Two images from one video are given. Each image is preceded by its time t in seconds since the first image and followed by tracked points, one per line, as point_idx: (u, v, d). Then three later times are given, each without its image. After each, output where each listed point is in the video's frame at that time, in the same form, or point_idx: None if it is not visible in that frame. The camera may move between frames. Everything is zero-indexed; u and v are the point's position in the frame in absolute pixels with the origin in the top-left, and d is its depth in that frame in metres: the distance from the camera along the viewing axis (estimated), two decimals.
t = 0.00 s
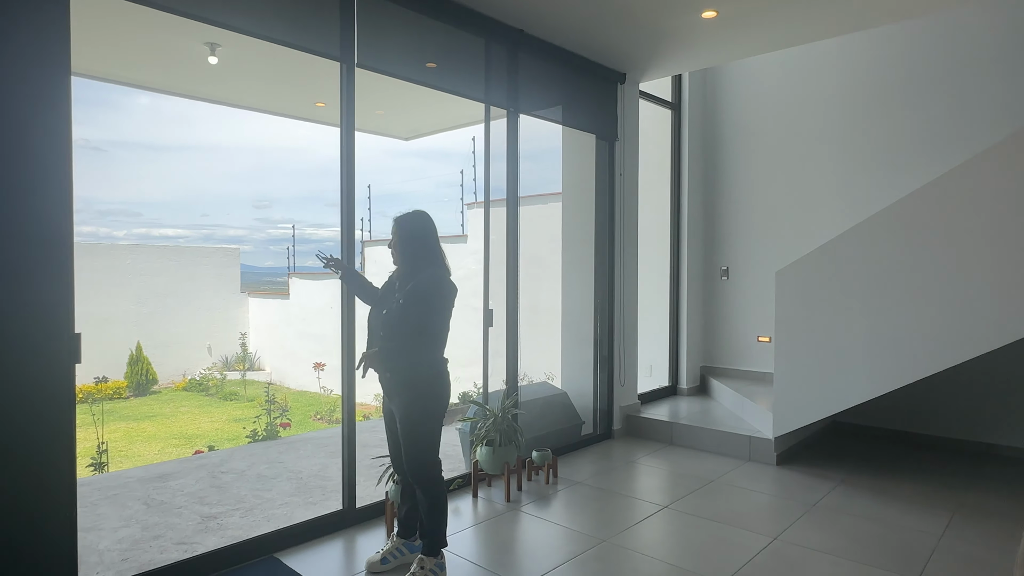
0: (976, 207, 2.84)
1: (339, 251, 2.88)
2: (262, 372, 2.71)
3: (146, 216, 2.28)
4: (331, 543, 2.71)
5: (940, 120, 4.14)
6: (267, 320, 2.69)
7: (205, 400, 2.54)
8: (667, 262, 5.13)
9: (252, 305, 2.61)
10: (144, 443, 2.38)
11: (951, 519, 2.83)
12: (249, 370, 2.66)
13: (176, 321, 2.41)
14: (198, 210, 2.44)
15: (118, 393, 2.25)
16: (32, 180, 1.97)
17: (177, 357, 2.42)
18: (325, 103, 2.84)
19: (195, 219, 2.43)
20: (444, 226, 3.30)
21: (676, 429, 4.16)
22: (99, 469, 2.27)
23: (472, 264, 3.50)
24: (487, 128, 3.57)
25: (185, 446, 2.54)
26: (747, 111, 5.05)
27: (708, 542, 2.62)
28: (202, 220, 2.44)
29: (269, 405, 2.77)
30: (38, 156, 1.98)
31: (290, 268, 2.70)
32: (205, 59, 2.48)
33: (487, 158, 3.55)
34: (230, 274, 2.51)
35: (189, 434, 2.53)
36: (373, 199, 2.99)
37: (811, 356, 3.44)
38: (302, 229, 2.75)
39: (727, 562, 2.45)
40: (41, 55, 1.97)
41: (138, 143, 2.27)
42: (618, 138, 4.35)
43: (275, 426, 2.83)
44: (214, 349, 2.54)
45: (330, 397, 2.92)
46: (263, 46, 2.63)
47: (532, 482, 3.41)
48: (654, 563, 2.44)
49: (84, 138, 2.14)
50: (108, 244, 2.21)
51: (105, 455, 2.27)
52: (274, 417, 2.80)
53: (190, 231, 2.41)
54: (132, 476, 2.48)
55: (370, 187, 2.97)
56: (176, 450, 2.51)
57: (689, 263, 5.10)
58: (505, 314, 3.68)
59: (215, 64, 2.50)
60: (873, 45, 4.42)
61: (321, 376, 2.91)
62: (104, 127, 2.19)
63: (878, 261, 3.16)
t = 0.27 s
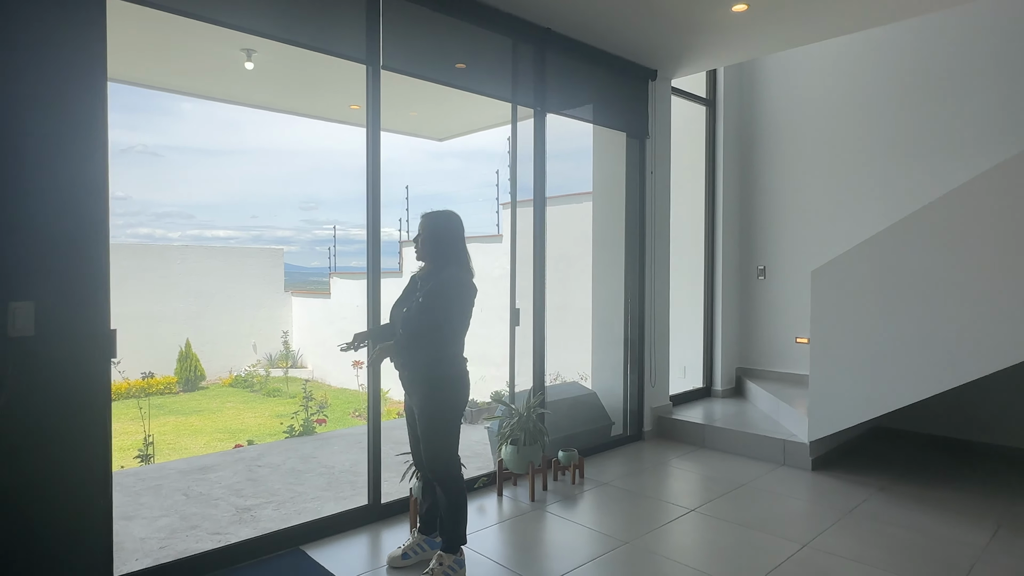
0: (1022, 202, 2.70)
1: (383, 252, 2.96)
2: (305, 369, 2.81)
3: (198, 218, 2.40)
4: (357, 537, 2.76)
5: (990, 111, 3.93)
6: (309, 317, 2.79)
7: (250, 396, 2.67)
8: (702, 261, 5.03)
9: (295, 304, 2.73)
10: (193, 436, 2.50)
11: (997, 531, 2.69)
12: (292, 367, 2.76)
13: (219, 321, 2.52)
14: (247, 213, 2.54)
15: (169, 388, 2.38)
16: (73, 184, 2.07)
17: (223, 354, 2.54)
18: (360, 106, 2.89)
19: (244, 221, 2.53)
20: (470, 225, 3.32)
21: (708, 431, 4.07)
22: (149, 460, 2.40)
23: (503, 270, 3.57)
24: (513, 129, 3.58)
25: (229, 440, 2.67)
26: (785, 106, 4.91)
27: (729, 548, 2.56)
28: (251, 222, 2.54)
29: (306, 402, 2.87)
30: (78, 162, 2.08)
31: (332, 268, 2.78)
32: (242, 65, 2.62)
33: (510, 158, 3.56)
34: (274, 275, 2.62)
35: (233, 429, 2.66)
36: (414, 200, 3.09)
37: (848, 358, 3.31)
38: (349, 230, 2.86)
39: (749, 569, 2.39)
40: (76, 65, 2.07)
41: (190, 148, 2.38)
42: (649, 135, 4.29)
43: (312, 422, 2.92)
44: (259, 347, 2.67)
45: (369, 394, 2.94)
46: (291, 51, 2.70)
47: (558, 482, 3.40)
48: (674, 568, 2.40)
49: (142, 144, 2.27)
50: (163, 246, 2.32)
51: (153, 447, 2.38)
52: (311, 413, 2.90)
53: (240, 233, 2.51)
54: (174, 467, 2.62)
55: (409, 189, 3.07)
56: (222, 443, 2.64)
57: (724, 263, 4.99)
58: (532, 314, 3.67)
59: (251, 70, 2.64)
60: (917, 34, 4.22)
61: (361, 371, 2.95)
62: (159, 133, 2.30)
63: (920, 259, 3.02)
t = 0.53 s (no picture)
0: None
1: (421, 252, 3.08)
2: (345, 367, 2.92)
3: (247, 219, 2.56)
4: (381, 532, 2.82)
5: None
6: (350, 314, 2.88)
7: (291, 392, 2.81)
8: (736, 261, 4.92)
9: (335, 303, 2.83)
10: (234, 431, 2.64)
11: None
12: (332, 364, 2.88)
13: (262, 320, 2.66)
14: (294, 214, 2.70)
15: (216, 383, 2.52)
16: (110, 188, 2.16)
17: (268, 353, 2.68)
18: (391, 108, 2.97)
19: (291, 223, 2.69)
20: (495, 225, 3.33)
21: (740, 434, 3.99)
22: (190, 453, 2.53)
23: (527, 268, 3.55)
24: (539, 130, 3.57)
25: (270, 434, 2.81)
26: (820, 99, 4.76)
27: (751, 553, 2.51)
28: (297, 223, 2.70)
29: (341, 399, 2.96)
30: (115, 168, 2.17)
31: (371, 268, 2.92)
32: (277, 69, 2.72)
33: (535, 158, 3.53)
34: (316, 275, 2.76)
35: (274, 424, 2.80)
36: (450, 200, 3.17)
37: (885, 360, 3.19)
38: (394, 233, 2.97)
39: None
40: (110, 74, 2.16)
41: (239, 152, 2.55)
42: (679, 132, 4.22)
43: (345, 418, 3.01)
44: (300, 346, 2.79)
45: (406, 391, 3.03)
46: (318, 55, 2.77)
47: (583, 482, 3.39)
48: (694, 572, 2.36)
49: (195, 149, 2.42)
50: (215, 246, 2.47)
51: (195, 440, 2.51)
52: (345, 410, 2.98)
53: (287, 234, 2.67)
54: (212, 459, 2.81)
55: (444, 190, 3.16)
56: (263, 437, 2.79)
57: (759, 262, 4.88)
58: (558, 314, 3.66)
59: (285, 74, 2.74)
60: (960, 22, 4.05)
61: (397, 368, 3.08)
62: (213, 139, 2.48)
63: (961, 257, 2.89)
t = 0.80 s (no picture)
0: None
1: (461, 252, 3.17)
2: (383, 365, 2.98)
3: (291, 220, 2.66)
4: (409, 528, 2.88)
5: None
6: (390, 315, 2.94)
7: (331, 390, 2.86)
8: (774, 261, 4.80)
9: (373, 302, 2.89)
10: (276, 427, 2.77)
11: None
12: (371, 363, 2.93)
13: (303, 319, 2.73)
14: (338, 216, 2.78)
15: (259, 380, 2.63)
16: (151, 192, 2.26)
17: (310, 350, 2.75)
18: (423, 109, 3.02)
19: (335, 224, 2.77)
20: (524, 226, 3.35)
21: (774, 438, 3.90)
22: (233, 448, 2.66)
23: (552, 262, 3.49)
24: (568, 131, 3.57)
25: (309, 430, 2.89)
26: (860, 92, 4.62)
27: (779, 560, 2.46)
28: (341, 224, 2.78)
29: (377, 396, 3.00)
30: (155, 172, 2.27)
31: (410, 268, 3.01)
32: (311, 75, 2.78)
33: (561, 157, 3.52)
34: (356, 273, 2.82)
35: (313, 420, 2.87)
36: (486, 200, 3.22)
37: (927, 363, 3.07)
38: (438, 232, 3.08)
39: None
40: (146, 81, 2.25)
41: (285, 154, 2.65)
42: (713, 130, 4.16)
43: (380, 416, 3.05)
44: (340, 344, 2.84)
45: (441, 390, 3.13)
46: (349, 61, 2.84)
47: (611, 483, 3.38)
48: None
49: (242, 153, 2.54)
50: (262, 246, 2.59)
51: (237, 435, 2.65)
52: (379, 407, 3.02)
53: (331, 235, 2.75)
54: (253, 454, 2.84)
55: (481, 190, 3.21)
56: (302, 433, 2.87)
57: (798, 261, 4.75)
58: (587, 314, 3.66)
59: (320, 79, 2.80)
60: (1010, 9, 3.86)
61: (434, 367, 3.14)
62: (259, 143, 2.58)
63: (1009, 256, 2.76)
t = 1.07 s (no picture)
0: None
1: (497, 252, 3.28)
2: (420, 364, 3.09)
3: (334, 221, 2.82)
4: (434, 525, 2.94)
5: None
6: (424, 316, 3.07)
7: (369, 387, 3.00)
8: (810, 261, 4.67)
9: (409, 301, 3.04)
10: (314, 423, 2.91)
11: None
12: (407, 362, 3.05)
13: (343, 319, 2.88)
14: (378, 217, 2.91)
15: (298, 377, 2.77)
16: (181, 195, 2.37)
17: (348, 349, 2.89)
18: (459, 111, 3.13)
19: (376, 224, 2.91)
20: (552, 227, 3.39)
21: (808, 442, 3.81)
22: (270, 442, 2.82)
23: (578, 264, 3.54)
24: (595, 131, 3.61)
25: (346, 427, 3.01)
26: (900, 85, 4.47)
27: (800, 566, 2.41)
28: (382, 224, 2.92)
29: (410, 395, 3.10)
30: (185, 176, 2.38)
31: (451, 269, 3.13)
32: (344, 79, 2.92)
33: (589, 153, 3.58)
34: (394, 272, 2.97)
35: (350, 417, 3.00)
36: (520, 202, 3.29)
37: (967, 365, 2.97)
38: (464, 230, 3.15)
39: None
40: (181, 90, 2.37)
41: (327, 156, 2.81)
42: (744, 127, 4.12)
43: (412, 414, 3.14)
44: (379, 343, 2.98)
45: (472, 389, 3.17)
46: (380, 67, 2.94)
47: (638, 485, 3.37)
48: None
49: (287, 155, 2.71)
50: (306, 247, 2.75)
51: (274, 431, 2.79)
52: (411, 405, 3.10)
53: (372, 234, 2.89)
54: (286, 450, 2.95)
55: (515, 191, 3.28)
56: (340, 430, 3.00)
57: (835, 261, 4.62)
58: (612, 314, 3.68)
59: (352, 83, 2.93)
60: None
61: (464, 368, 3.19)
62: (304, 145, 2.76)
63: None
